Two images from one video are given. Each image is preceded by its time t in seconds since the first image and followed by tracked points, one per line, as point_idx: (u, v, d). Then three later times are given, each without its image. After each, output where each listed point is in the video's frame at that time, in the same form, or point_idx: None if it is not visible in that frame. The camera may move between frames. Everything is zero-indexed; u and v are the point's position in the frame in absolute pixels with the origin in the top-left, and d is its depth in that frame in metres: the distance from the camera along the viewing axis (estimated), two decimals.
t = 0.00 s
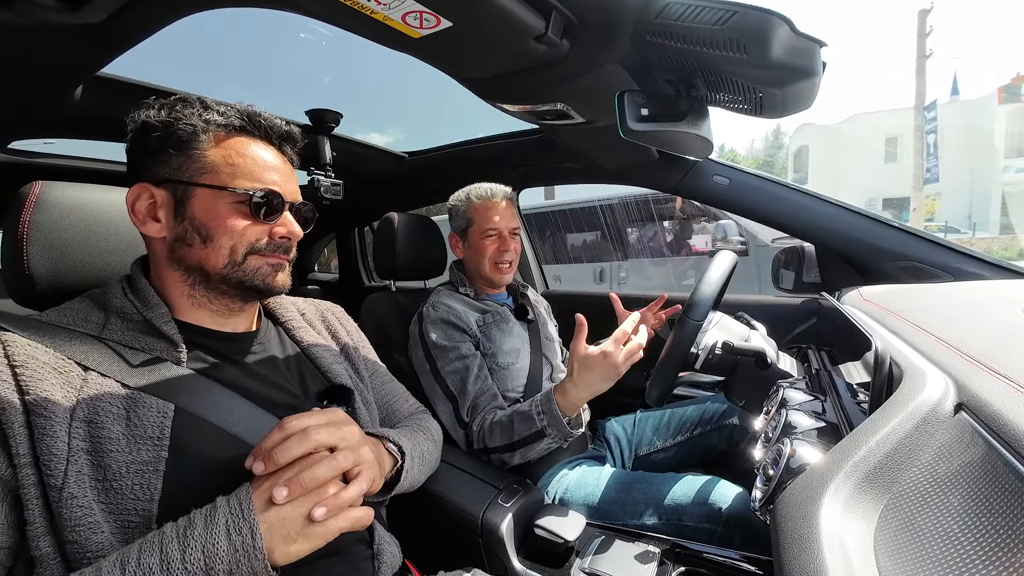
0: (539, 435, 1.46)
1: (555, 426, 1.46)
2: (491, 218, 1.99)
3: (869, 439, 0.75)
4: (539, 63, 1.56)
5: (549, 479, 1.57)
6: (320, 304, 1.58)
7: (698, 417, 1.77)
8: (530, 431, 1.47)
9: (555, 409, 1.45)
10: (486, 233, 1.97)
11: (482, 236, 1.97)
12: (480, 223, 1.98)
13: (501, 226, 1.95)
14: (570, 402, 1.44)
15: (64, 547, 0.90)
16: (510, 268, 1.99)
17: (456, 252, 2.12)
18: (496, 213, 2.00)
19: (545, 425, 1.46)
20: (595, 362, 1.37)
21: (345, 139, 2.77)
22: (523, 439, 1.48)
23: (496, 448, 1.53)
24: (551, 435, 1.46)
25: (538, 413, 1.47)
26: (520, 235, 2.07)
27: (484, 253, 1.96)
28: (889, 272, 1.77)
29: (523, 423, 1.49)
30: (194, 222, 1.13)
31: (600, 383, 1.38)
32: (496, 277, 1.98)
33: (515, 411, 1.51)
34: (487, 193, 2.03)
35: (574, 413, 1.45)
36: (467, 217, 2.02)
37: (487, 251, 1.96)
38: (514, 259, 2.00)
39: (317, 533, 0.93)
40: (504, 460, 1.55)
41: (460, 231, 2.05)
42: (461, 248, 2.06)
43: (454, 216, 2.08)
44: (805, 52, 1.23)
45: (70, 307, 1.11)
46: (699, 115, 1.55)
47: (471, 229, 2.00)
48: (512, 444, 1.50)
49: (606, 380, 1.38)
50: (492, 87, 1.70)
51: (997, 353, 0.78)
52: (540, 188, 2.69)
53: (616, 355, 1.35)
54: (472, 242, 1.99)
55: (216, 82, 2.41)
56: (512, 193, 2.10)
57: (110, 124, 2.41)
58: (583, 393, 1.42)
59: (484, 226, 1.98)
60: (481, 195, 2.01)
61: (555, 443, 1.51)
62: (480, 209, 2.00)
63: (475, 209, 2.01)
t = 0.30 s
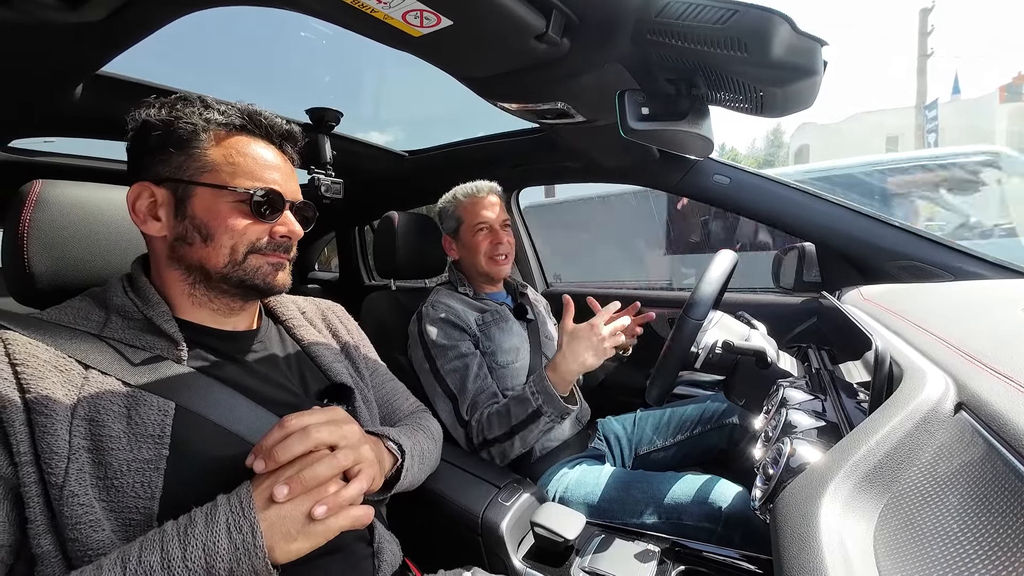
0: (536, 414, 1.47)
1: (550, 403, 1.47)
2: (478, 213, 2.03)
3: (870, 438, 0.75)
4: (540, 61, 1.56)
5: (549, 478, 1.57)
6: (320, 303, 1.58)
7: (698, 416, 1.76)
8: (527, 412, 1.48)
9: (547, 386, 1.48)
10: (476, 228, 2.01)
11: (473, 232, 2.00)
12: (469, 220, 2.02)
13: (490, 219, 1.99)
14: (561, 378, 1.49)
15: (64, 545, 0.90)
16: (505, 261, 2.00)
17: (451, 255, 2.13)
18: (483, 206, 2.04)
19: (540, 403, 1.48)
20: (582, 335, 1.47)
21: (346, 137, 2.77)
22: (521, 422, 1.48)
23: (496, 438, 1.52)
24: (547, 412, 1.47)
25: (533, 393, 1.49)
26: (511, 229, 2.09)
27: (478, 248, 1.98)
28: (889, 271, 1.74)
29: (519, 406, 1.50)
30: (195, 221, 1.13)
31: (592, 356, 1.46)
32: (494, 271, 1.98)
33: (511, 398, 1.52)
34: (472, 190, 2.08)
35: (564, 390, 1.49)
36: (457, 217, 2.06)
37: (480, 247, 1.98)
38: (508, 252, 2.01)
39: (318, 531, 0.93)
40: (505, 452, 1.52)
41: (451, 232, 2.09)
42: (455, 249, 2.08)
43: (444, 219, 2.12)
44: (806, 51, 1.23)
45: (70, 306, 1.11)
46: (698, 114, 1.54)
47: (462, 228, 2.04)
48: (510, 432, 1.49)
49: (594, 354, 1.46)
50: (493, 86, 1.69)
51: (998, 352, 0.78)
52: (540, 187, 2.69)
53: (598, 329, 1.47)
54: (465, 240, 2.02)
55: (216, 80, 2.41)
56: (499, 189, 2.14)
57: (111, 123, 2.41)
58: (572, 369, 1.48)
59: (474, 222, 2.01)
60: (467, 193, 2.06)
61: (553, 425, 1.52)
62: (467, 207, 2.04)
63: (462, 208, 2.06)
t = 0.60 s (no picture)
0: (525, 390, 1.49)
1: (537, 378, 1.49)
2: (463, 217, 2.01)
3: (869, 437, 0.74)
4: (540, 60, 1.56)
5: (549, 477, 1.57)
6: (320, 302, 1.57)
7: (698, 416, 1.76)
8: (516, 390, 1.50)
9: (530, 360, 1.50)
10: (463, 232, 2.00)
11: (460, 237, 2.00)
12: (455, 225, 2.01)
13: (473, 223, 1.98)
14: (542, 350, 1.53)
15: (65, 544, 0.90)
16: (495, 261, 1.99)
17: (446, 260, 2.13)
18: (465, 209, 2.01)
19: (527, 380, 1.50)
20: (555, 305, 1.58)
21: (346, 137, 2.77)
22: (511, 402, 1.50)
23: (492, 428, 1.52)
24: (535, 386, 1.48)
25: (519, 373, 1.52)
26: (500, 226, 2.07)
27: (466, 253, 1.98)
28: (890, 271, 1.74)
29: (507, 389, 1.53)
30: (194, 221, 1.13)
31: (569, 322, 1.56)
32: (485, 273, 1.97)
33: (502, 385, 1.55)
34: (452, 195, 2.06)
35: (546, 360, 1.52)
36: (444, 223, 2.05)
37: (468, 251, 1.98)
38: (497, 251, 1.99)
39: (318, 531, 0.93)
40: (505, 442, 1.52)
41: (442, 238, 2.08)
42: (448, 254, 2.08)
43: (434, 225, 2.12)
44: (807, 50, 1.23)
45: (71, 304, 1.11)
46: (699, 112, 1.53)
47: (450, 233, 2.04)
48: (504, 417, 1.50)
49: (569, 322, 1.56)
50: (493, 85, 1.69)
51: (998, 352, 0.78)
52: (540, 186, 2.70)
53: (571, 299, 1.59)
54: (454, 245, 2.02)
55: (217, 79, 2.41)
56: (481, 186, 2.11)
57: (111, 122, 2.41)
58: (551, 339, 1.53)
59: (460, 226, 2.00)
60: (448, 199, 2.05)
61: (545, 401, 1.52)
62: (451, 212, 2.03)
63: (446, 214, 2.05)
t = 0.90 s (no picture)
0: (529, 415, 1.46)
1: (542, 404, 1.46)
2: (454, 218, 2.01)
3: (869, 437, 0.74)
4: (540, 59, 1.56)
5: (549, 476, 1.58)
6: (321, 301, 1.57)
7: (698, 415, 1.76)
8: (520, 412, 1.47)
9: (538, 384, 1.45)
10: (455, 232, 2.00)
11: (452, 238, 2.00)
12: (446, 226, 2.02)
13: (463, 222, 1.98)
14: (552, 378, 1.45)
15: (65, 541, 0.90)
16: (489, 259, 1.98)
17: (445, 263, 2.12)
18: (456, 209, 2.02)
19: (532, 404, 1.46)
20: (573, 330, 1.40)
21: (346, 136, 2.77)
22: (513, 423, 1.47)
23: (490, 440, 1.52)
24: (540, 413, 1.45)
25: (524, 395, 1.48)
26: (493, 224, 2.07)
27: (459, 253, 1.98)
28: (891, 271, 1.77)
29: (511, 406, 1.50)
30: (195, 220, 1.13)
31: (584, 352, 1.40)
32: (479, 272, 1.97)
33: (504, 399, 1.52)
34: (443, 197, 2.06)
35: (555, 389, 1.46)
36: (436, 225, 2.06)
37: (461, 250, 1.98)
38: (490, 249, 1.99)
39: (317, 528, 0.93)
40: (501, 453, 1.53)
41: (437, 241, 2.09)
42: (444, 256, 2.08)
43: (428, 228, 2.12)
44: (807, 50, 1.23)
45: (71, 302, 1.11)
46: (699, 112, 1.53)
47: (443, 235, 2.04)
48: (504, 433, 1.49)
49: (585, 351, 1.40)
50: (493, 84, 1.69)
51: (998, 352, 0.77)
52: (540, 186, 2.70)
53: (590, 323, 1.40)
54: (448, 246, 2.02)
55: (217, 79, 2.42)
56: (473, 186, 2.11)
57: (111, 121, 2.41)
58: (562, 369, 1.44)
59: (452, 226, 2.01)
60: (438, 201, 2.06)
61: (547, 425, 1.50)
62: (442, 214, 2.04)
63: (438, 216, 2.05)
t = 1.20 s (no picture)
0: (506, 412, 1.48)
1: (517, 401, 1.49)
2: (455, 214, 2.01)
3: (870, 437, 0.74)
4: (541, 59, 1.56)
5: (549, 476, 1.58)
6: (321, 300, 1.57)
7: (698, 415, 1.76)
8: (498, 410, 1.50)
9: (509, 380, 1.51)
10: (456, 228, 2.00)
11: (452, 234, 2.00)
12: (447, 222, 2.02)
13: (464, 218, 1.98)
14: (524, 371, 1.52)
15: (66, 540, 0.91)
16: (489, 256, 1.98)
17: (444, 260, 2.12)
18: (457, 206, 2.02)
19: (508, 402, 1.50)
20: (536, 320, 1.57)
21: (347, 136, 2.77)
22: (493, 421, 1.50)
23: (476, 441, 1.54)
24: (516, 409, 1.48)
25: (500, 394, 1.51)
26: (494, 223, 2.07)
27: (460, 249, 1.98)
28: (891, 271, 1.77)
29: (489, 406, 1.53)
30: (195, 219, 1.13)
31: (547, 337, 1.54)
32: (479, 269, 1.97)
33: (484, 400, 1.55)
34: (445, 193, 2.06)
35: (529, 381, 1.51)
36: (438, 222, 2.06)
37: (461, 247, 1.98)
38: (490, 246, 1.99)
39: (316, 529, 0.93)
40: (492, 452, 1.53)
41: (438, 237, 2.08)
42: (444, 253, 2.08)
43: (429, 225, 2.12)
44: (807, 49, 1.23)
45: (72, 301, 1.11)
46: (699, 112, 1.53)
47: (444, 231, 2.04)
48: (487, 433, 1.51)
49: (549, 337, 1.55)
50: (493, 83, 1.70)
51: (999, 352, 0.77)
52: (540, 186, 2.70)
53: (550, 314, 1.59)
54: (448, 243, 2.02)
55: (218, 78, 2.42)
56: (476, 185, 2.11)
57: (111, 120, 2.41)
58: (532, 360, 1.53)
59: (452, 223, 2.01)
60: (440, 197, 2.06)
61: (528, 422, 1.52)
62: (443, 210, 2.04)
63: (439, 212, 2.05)
